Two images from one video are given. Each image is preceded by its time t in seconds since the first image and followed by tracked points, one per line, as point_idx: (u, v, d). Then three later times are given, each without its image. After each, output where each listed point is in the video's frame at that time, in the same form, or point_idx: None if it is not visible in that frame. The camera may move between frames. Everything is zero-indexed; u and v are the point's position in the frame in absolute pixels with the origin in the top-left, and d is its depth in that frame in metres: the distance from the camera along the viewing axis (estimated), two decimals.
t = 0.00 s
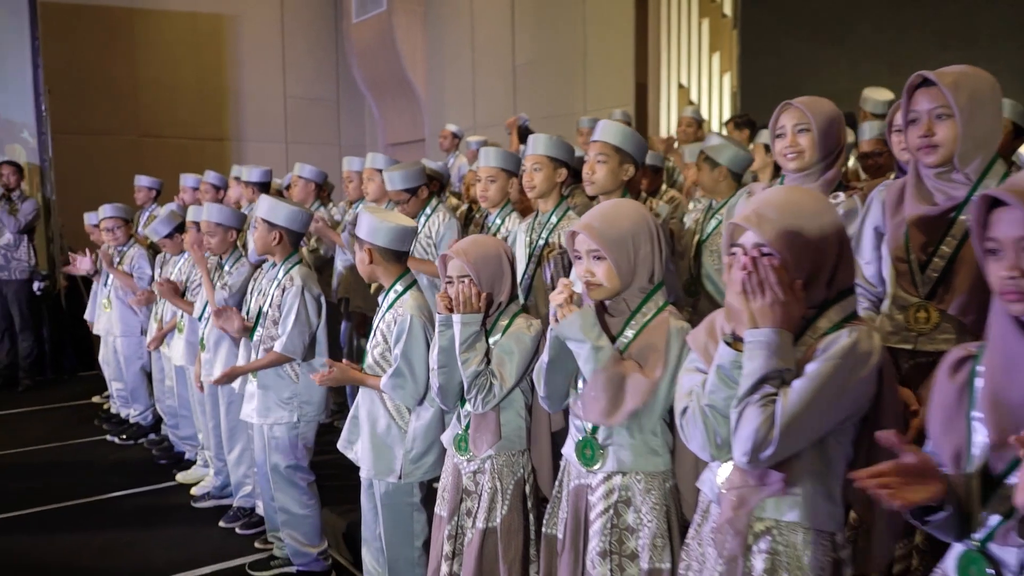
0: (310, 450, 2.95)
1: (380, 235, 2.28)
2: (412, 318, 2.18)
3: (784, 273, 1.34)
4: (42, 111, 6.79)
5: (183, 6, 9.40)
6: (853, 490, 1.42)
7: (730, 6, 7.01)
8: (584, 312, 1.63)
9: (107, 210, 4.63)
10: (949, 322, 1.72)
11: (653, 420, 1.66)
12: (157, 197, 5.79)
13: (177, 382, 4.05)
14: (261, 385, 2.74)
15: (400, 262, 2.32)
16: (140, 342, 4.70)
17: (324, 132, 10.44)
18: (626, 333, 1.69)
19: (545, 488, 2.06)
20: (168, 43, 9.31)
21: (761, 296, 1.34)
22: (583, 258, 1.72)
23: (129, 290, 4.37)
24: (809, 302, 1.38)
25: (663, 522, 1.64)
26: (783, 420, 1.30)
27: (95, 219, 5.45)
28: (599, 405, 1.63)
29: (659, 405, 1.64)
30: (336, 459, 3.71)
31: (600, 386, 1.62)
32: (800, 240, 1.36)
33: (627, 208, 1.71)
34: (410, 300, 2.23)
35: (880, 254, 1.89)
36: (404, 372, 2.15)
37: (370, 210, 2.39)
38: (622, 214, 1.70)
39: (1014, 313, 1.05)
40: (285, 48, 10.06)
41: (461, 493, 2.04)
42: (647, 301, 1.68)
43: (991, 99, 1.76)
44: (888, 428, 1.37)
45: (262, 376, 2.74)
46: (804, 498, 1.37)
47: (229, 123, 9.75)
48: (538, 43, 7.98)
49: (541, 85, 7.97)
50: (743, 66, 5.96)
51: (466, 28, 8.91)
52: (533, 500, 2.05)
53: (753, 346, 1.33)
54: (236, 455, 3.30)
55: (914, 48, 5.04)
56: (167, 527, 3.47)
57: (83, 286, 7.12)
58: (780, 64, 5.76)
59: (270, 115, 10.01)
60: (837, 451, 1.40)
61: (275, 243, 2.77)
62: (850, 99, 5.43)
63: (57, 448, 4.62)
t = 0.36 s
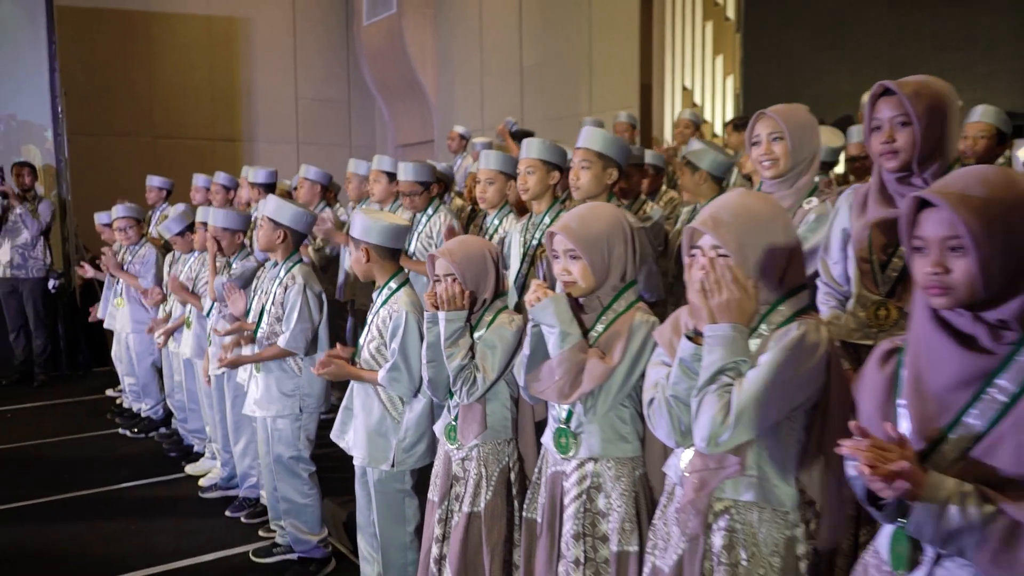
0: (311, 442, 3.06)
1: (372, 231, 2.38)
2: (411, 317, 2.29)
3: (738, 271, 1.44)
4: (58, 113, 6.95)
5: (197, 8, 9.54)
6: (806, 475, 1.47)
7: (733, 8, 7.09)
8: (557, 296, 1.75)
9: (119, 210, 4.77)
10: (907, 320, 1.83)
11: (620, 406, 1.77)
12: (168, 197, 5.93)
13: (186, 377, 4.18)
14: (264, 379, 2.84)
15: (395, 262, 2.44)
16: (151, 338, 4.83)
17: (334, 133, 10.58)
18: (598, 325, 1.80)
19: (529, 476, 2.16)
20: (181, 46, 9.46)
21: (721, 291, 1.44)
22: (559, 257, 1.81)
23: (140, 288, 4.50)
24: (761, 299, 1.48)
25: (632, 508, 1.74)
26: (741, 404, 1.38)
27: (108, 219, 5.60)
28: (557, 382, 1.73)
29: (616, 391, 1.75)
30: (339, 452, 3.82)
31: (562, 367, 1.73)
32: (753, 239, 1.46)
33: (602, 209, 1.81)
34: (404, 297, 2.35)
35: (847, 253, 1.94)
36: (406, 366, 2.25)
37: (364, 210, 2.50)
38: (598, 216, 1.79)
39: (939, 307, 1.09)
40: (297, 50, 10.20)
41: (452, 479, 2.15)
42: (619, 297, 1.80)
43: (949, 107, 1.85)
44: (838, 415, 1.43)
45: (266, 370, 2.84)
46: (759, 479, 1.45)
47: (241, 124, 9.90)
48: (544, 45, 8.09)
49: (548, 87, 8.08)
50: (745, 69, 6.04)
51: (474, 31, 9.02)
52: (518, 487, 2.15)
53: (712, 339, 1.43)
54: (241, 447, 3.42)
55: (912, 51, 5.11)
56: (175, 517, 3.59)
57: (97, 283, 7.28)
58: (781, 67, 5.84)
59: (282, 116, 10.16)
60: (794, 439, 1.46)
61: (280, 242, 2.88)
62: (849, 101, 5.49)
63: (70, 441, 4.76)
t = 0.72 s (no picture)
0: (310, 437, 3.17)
1: (356, 231, 2.51)
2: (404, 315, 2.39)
3: (697, 272, 1.51)
4: (67, 116, 7.09)
5: (205, 12, 9.68)
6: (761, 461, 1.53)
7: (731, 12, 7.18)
8: (518, 313, 1.91)
9: (127, 211, 4.90)
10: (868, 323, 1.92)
11: (593, 401, 1.85)
12: (174, 198, 6.07)
13: (190, 373, 4.30)
14: (264, 374, 2.95)
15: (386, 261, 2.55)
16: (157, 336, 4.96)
17: (341, 134, 10.72)
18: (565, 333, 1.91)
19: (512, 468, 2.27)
20: (189, 49, 9.61)
21: (682, 299, 1.50)
22: (535, 263, 1.93)
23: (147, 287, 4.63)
24: (720, 298, 1.54)
25: (602, 496, 1.85)
26: (700, 396, 1.44)
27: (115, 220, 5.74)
28: (537, 389, 1.84)
29: (590, 387, 1.84)
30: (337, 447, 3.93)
31: (539, 378, 1.84)
32: (710, 243, 1.53)
33: (575, 216, 1.93)
34: (398, 295, 2.46)
35: (813, 256, 2.03)
36: (393, 357, 2.36)
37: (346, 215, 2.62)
38: (571, 224, 1.91)
39: (864, 305, 1.18)
40: (304, 52, 10.33)
41: (439, 469, 2.26)
42: (593, 295, 1.90)
43: (906, 118, 1.95)
44: (788, 407, 1.53)
45: (265, 366, 2.95)
46: (719, 466, 1.50)
47: (248, 126, 10.05)
48: (547, 48, 8.19)
49: (550, 90, 8.19)
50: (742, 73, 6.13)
51: (478, 33, 9.12)
52: (501, 478, 2.26)
53: (674, 336, 1.49)
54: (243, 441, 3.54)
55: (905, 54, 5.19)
56: (179, 509, 3.71)
57: (106, 282, 7.42)
58: (777, 70, 5.93)
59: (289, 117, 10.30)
60: (754, 430, 1.51)
61: (277, 242, 3.00)
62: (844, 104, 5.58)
63: (78, 436, 4.89)
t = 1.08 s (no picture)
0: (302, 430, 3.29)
1: (341, 232, 2.64)
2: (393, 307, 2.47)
3: (653, 271, 1.61)
4: (72, 117, 7.21)
5: (208, 14, 9.81)
6: (713, 447, 1.63)
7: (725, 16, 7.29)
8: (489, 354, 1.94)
9: (129, 211, 5.03)
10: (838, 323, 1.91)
11: (566, 391, 1.94)
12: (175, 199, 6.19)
13: (189, 369, 4.42)
14: (256, 368, 3.07)
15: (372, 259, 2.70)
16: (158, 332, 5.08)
17: (343, 134, 10.84)
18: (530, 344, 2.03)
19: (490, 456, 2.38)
20: (192, 50, 9.73)
21: (641, 304, 1.60)
22: (504, 270, 2.02)
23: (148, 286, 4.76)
24: (675, 295, 1.63)
25: (569, 482, 1.98)
26: (653, 386, 1.53)
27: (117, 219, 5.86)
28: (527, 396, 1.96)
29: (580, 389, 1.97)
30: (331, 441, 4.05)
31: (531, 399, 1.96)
32: (665, 244, 1.62)
33: (538, 220, 2.03)
34: (383, 291, 2.61)
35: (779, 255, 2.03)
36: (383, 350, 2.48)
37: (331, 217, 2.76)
38: (535, 228, 2.02)
39: (795, 302, 1.32)
40: (307, 54, 10.45)
41: (422, 458, 2.38)
42: (562, 294, 2.01)
43: (862, 125, 2.05)
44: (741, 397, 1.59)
45: (258, 360, 3.07)
46: (672, 451, 1.60)
47: (251, 127, 10.18)
48: (545, 49, 8.30)
49: (548, 92, 8.29)
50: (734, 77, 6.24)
51: (478, 36, 9.22)
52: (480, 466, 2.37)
53: (632, 331, 1.59)
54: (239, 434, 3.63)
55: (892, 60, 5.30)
56: (177, 500, 3.84)
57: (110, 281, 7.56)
58: (768, 74, 6.03)
59: (291, 118, 10.42)
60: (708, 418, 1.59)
61: (271, 241, 3.12)
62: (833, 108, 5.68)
63: (81, 430, 5.02)
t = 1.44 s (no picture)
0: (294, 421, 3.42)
1: (326, 232, 2.80)
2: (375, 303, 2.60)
3: (608, 266, 1.73)
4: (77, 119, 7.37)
5: (212, 17, 9.95)
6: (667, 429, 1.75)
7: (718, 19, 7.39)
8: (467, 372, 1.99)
9: (132, 209, 5.17)
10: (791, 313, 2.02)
11: (534, 381, 2.04)
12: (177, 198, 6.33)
13: (188, 364, 4.56)
14: (248, 359, 3.20)
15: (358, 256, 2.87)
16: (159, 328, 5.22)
17: (345, 134, 10.97)
18: (500, 340, 2.14)
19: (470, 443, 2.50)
20: (195, 51, 9.88)
21: (595, 296, 1.71)
22: (476, 270, 2.15)
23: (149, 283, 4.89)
24: (630, 288, 1.75)
25: (539, 465, 2.09)
26: (607, 370, 1.65)
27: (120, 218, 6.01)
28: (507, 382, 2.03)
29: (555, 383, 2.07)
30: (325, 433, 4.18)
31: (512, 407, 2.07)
32: (618, 241, 1.74)
33: (504, 221, 2.17)
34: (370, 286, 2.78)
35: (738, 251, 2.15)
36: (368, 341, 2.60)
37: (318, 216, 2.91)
38: (501, 229, 2.15)
39: (727, 297, 1.45)
40: (309, 55, 10.59)
41: (404, 444, 2.51)
42: (530, 289, 2.13)
43: (818, 128, 2.14)
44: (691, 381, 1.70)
45: (249, 351, 3.20)
46: (625, 433, 1.72)
47: (254, 128, 10.32)
48: (543, 50, 8.42)
49: (546, 93, 8.40)
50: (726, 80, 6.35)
51: (477, 39, 9.34)
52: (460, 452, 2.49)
53: (589, 321, 1.70)
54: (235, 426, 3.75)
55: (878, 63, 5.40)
56: (175, 490, 3.97)
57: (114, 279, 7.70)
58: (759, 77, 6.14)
59: (293, 119, 10.56)
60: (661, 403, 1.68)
61: (264, 238, 3.25)
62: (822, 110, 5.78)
63: (85, 423, 5.16)
